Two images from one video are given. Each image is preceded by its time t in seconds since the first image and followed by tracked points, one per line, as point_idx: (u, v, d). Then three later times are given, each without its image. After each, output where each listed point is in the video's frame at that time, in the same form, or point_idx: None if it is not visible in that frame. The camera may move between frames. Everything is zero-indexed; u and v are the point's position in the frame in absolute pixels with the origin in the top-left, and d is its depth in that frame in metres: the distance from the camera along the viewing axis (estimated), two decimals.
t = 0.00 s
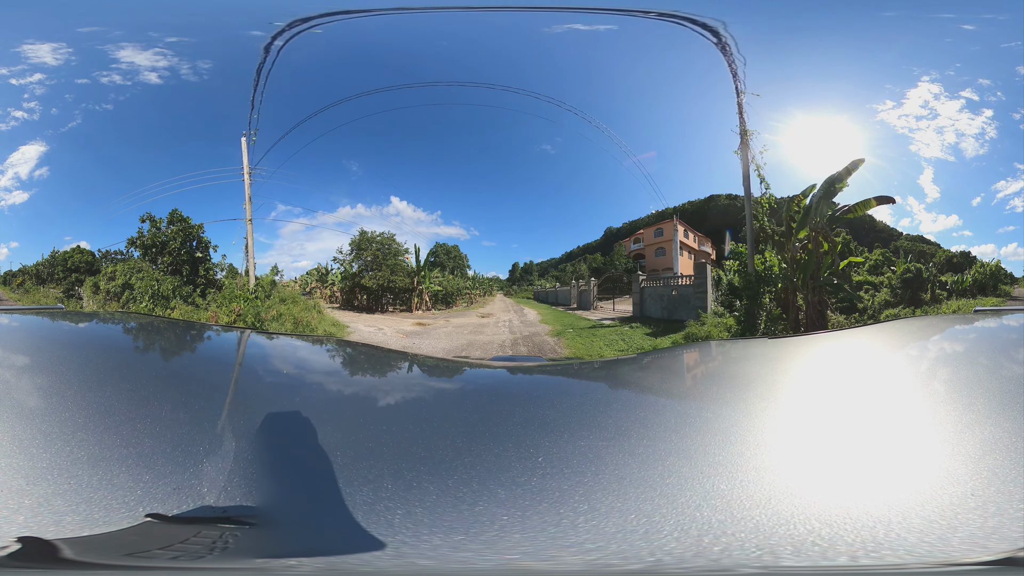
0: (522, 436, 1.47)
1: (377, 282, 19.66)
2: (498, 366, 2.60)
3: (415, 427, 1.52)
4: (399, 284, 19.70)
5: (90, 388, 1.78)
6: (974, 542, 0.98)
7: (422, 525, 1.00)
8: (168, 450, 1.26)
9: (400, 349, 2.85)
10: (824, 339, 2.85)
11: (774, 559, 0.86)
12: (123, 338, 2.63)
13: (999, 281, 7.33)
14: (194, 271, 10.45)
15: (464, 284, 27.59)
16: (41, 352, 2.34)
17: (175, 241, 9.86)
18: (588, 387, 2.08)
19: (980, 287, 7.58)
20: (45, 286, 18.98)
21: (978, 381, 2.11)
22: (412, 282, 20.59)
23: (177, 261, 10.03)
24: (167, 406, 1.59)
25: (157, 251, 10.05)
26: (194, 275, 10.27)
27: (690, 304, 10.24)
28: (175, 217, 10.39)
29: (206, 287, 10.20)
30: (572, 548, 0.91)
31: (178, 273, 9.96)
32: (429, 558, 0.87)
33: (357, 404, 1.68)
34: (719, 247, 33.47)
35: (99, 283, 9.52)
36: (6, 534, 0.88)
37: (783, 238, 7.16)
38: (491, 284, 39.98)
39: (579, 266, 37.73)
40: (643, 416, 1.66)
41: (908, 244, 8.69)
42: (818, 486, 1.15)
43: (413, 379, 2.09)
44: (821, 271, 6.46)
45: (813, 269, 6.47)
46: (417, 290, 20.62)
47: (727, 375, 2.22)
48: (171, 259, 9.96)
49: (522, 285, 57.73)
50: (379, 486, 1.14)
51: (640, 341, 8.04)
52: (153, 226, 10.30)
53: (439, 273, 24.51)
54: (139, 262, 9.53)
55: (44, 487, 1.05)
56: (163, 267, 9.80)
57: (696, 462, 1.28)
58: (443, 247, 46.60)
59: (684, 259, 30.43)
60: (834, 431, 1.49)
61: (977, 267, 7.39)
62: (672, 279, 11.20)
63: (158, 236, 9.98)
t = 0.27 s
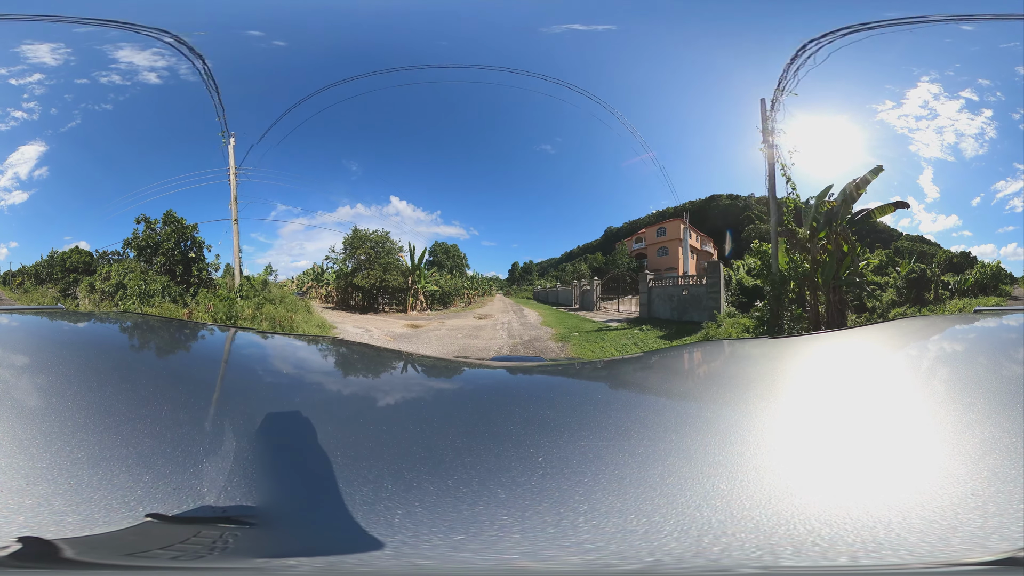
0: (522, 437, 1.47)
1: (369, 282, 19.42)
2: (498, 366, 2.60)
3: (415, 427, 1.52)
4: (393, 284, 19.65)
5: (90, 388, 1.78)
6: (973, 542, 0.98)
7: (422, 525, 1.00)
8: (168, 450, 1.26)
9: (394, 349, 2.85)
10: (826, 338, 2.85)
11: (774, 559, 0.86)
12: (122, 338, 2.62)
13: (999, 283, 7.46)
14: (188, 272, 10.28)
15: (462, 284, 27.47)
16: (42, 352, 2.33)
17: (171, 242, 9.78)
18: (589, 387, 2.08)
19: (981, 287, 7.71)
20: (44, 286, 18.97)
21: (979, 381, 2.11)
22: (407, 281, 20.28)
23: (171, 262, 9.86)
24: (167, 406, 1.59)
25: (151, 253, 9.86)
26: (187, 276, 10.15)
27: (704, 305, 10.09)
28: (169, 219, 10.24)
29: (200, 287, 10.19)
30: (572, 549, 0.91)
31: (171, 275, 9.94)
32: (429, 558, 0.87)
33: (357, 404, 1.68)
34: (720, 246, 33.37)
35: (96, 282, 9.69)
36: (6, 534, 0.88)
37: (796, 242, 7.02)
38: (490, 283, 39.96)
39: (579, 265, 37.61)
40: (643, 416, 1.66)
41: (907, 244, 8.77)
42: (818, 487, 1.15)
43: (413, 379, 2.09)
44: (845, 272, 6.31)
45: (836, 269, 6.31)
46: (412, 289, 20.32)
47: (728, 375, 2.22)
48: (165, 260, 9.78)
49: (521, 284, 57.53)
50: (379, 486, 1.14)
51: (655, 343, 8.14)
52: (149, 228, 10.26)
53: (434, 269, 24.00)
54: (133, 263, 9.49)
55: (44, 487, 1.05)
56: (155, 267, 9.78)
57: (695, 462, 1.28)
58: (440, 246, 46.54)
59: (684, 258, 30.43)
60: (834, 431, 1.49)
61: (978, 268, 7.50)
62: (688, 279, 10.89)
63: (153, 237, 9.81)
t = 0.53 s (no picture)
0: (522, 437, 1.47)
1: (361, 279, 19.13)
2: (499, 366, 2.60)
3: (416, 427, 1.52)
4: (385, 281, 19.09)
5: (90, 388, 1.78)
6: (973, 542, 0.98)
7: (422, 526, 1.00)
8: (168, 450, 1.26)
9: (387, 349, 2.86)
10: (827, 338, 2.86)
11: (774, 559, 0.86)
12: (121, 338, 2.62)
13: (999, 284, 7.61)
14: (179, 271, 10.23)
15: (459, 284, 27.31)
16: (41, 352, 2.33)
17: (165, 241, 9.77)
18: (589, 388, 2.08)
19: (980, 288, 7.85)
20: (42, 286, 18.95)
21: (978, 381, 2.11)
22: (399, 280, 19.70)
23: (164, 261, 9.82)
24: (167, 406, 1.59)
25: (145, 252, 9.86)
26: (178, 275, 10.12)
27: (718, 306, 9.80)
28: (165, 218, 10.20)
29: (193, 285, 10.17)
30: (572, 549, 0.91)
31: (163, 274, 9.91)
32: (429, 558, 0.87)
33: (357, 405, 1.68)
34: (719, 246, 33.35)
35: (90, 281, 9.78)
36: (6, 534, 0.88)
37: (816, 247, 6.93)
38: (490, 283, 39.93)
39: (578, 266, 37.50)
40: (643, 416, 1.66)
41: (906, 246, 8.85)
42: (818, 487, 1.15)
43: (413, 380, 2.09)
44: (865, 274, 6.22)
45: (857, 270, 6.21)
46: (404, 287, 19.51)
47: (728, 375, 2.22)
48: (158, 259, 9.74)
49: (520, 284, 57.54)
50: (379, 486, 1.15)
51: (668, 340, 8.15)
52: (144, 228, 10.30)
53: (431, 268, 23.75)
54: (126, 262, 9.49)
55: (43, 487, 1.05)
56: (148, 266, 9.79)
57: (695, 462, 1.28)
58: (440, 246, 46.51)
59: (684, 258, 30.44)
60: (834, 431, 1.49)
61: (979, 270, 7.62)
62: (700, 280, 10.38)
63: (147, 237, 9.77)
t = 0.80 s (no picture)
0: (522, 437, 1.47)
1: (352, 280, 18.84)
2: (499, 367, 2.60)
3: (416, 427, 1.51)
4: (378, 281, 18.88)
5: (90, 388, 1.78)
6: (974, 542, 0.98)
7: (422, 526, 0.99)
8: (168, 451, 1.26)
9: (382, 349, 2.84)
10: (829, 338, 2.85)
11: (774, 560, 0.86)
12: (120, 339, 2.62)
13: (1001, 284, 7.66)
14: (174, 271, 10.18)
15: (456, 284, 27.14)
16: (40, 352, 2.33)
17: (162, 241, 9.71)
18: (589, 387, 2.07)
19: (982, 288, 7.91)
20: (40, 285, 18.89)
21: (978, 381, 2.11)
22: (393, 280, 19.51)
23: (159, 261, 9.75)
24: (166, 407, 1.59)
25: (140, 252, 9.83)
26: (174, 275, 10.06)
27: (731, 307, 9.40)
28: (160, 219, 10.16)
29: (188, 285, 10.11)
30: (572, 550, 0.91)
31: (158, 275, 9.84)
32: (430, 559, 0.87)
33: (357, 405, 1.68)
34: (719, 246, 33.33)
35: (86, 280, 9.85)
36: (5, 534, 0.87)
37: (834, 247, 6.83)
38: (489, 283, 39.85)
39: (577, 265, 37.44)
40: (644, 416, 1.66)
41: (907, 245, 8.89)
42: (819, 487, 1.14)
43: (413, 380, 2.09)
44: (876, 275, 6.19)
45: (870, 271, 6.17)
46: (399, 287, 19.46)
47: (728, 375, 2.22)
48: (153, 259, 9.67)
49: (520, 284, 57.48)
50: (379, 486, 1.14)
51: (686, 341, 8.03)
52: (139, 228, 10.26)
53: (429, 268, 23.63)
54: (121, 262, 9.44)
55: (43, 488, 1.05)
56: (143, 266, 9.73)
57: (695, 462, 1.28)
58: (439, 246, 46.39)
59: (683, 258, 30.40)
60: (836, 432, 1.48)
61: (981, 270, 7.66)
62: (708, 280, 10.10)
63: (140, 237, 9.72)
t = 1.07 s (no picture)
0: (523, 436, 1.47)
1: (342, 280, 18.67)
2: (498, 366, 2.60)
3: (416, 427, 1.51)
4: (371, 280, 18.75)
5: (90, 388, 1.78)
6: (973, 542, 0.98)
7: (422, 526, 0.99)
8: (169, 450, 1.26)
9: (383, 350, 2.83)
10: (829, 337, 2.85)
11: (774, 559, 0.86)
12: (116, 339, 2.61)
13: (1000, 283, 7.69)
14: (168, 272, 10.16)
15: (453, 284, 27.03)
16: (38, 352, 2.33)
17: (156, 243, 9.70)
18: (589, 387, 2.07)
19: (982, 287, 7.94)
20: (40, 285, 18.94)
21: (978, 381, 2.11)
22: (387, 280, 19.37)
23: (154, 262, 9.78)
24: (166, 406, 1.59)
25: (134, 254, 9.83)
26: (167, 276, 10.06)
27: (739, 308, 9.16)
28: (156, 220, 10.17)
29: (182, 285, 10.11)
30: (572, 549, 0.91)
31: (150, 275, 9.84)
32: (429, 558, 0.87)
33: (357, 405, 1.68)
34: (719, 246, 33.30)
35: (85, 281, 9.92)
36: (6, 533, 0.87)
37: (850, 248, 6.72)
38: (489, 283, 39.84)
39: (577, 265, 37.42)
40: (643, 416, 1.66)
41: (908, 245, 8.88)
42: (818, 486, 1.15)
43: (413, 380, 2.08)
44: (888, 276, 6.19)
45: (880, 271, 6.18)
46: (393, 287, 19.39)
47: (728, 375, 2.22)
48: (147, 260, 9.70)
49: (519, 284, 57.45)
50: (379, 486, 1.14)
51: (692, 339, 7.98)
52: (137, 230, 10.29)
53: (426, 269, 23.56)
54: (116, 263, 9.46)
55: (43, 487, 1.05)
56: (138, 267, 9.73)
57: (695, 461, 1.28)
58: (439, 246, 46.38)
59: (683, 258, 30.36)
60: (836, 431, 1.48)
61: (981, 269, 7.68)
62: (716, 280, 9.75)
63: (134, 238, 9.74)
